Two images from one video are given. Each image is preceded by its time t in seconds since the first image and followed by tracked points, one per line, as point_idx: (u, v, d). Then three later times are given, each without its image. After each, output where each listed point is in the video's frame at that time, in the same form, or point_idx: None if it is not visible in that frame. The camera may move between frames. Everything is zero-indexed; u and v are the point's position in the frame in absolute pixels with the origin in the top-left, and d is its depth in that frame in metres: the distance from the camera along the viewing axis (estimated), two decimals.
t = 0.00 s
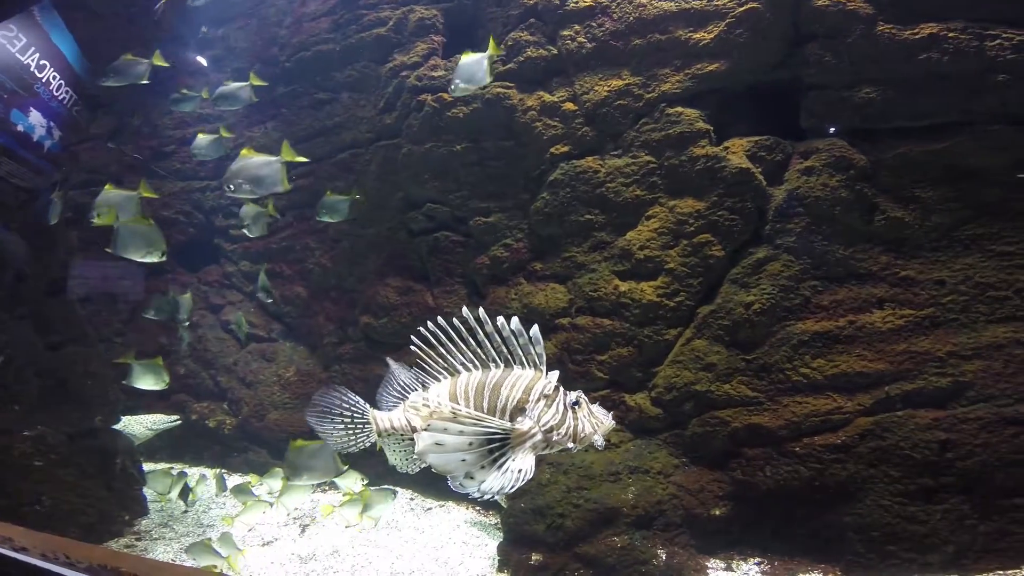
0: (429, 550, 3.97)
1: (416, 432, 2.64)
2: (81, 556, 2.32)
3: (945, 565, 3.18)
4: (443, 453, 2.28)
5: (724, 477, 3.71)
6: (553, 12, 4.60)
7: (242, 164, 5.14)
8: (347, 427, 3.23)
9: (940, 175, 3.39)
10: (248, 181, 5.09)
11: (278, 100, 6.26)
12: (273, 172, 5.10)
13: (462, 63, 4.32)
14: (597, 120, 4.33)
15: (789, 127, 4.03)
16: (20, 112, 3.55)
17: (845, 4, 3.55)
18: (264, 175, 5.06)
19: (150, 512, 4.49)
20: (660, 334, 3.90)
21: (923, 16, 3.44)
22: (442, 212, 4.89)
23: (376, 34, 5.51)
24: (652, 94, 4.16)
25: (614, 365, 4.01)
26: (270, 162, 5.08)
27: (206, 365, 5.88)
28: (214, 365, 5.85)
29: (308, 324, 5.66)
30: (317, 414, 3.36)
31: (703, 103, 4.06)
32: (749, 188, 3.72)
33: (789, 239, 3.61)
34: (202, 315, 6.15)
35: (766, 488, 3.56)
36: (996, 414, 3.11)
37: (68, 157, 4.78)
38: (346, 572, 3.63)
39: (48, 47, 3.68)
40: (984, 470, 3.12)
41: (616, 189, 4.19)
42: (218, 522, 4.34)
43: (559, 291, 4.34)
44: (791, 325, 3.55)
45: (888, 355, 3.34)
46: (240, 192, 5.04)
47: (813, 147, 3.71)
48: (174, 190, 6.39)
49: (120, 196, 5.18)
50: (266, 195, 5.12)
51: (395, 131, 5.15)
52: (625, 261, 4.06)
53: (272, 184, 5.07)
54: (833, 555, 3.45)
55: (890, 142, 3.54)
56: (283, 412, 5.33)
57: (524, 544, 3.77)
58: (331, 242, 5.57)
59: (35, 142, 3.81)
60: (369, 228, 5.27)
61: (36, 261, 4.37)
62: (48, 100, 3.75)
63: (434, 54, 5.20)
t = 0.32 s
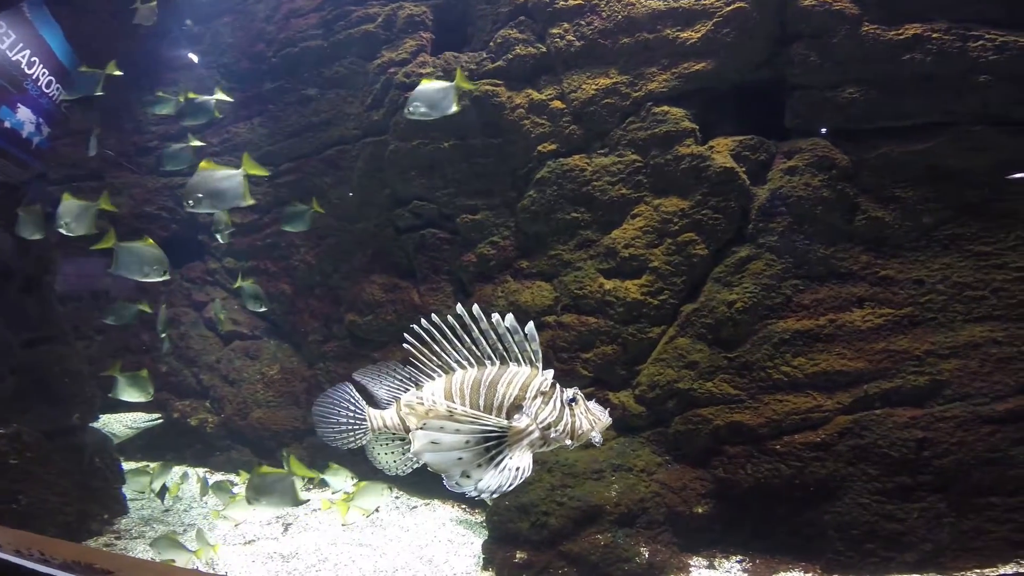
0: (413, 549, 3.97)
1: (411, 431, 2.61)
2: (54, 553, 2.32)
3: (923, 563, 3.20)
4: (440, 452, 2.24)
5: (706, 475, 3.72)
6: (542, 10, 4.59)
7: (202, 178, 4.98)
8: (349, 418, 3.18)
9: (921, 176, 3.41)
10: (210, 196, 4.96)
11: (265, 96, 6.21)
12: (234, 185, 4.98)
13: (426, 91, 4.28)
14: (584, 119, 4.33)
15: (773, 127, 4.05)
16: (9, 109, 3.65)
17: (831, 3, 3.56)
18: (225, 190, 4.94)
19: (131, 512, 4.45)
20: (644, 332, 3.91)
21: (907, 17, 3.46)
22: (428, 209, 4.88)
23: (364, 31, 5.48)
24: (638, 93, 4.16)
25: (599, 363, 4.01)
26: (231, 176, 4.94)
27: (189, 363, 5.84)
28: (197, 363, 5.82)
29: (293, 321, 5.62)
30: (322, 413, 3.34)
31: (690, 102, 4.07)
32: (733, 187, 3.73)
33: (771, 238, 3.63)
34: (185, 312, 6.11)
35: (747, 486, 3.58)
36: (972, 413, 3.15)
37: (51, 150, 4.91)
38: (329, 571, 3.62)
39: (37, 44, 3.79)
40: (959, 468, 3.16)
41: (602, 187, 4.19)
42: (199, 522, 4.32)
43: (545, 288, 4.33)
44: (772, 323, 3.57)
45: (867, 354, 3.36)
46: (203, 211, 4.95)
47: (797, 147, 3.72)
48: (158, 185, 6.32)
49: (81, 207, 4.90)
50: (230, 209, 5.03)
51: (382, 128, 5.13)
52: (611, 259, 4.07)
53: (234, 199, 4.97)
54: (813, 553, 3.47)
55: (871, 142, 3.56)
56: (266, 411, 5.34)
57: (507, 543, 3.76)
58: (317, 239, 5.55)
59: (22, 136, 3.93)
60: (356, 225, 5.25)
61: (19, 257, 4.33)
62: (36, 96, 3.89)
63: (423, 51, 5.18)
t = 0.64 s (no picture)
0: (399, 549, 3.96)
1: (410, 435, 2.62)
2: (34, 552, 2.33)
3: (905, 564, 3.22)
4: (439, 454, 2.22)
5: (692, 475, 3.73)
6: (534, 10, 4.59)
7: (163, 195, 4.89)
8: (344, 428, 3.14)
9: (907, 178, 3.42)
10: (171, 215, 4.88)
11: (255, 94, 6.17)
12: (197, 204, 4.96)
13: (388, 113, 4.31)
14: (574, 119, 4.34)
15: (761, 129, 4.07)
16: None
17: (820, 6, 3.59)
18: (189, 209, 4.90)
19: (116, 511, 4.41)
20: (631, 333, 3.92)
21: (896, 19, 3.46)
22: (418, 209, 4.88)
23: (356, 29, 5.46)
24: (629, 94, 4.17)
25: (587, 363, 4.01)
26: (195, 194, 4.91)
27: (175, 362, 5.82)
28: (183, 362, 5.79)
29: (281, 319, 5.59)
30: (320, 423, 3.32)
31: (679, 103, 4.08)
32: (720, 189, 3.74)
33: (758, 240, 3.64)
34: (172, 310, 6.06)
35: (732, 487, 3.59)
36: (953, 414, 3.18)
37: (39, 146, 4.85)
38: (314, 572, 3.60)
39: (29, 41, 3.79)
40: (941, 469, 3.18)
41: (592, 188, 4.20)
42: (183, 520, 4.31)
43: (534, 289, 4.32)
44: (758, 324, 3.58)
45: (850, 355, 3.38)
46: (164, 228, 4.86)
47: (784, 149, 3.74)
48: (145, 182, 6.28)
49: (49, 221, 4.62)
50: (191, 228, 5.00)
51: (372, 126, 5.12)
52: (599, 260, 4.07)
53: (199, 217, 4.96)
54: (797, 554, 3.48)
55: (857, 145, 3.59)
56: (252, 410, 5.35)
57: (495, 543, 3.75)
58: (306, 238, 5.53)
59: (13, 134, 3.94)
60: (345, 224, 5.24)
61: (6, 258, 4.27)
62: (29, 94, 3.89)
63: (415, 50, 5.16)
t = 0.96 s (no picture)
0: (385, 548, 3.96)
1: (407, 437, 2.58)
2: (12, 548, 2.34)
3: (883, 565, 3.25)
4: (436, 457, 2.21)
5: (676, 476, 3.75)
6: (527, 11, 4.60)
7: (123, 217, 4.98)
8: (332, 432, 3.06)
9: (890, 182, 3.45)
10: (130, 237, 4.96)
11: (245, 91, 6.10)
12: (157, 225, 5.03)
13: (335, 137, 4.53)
14: (565, 120, 4.35)
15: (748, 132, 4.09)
16: None
17: (809, 9, 3.58)
18: (148, 230, 4.97)
19: (98, 509, 4.40)
20: (617, 334, 3.93)
21: (883, 23, 3.48)
22: (407, 208, 4.88)
23: (348, 28, 5.45)
24: (618, 96, 4.19)
25: (573, 364, 4.02)
26: (154, 216, 4.98)
27: (159, 360, 5.78)
28: (167, 360, 5.76)
29: (268, 318, 5.57)
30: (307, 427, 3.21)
31: (668, 106, 4.10)
32: (706, 191, 3.77)
33: (743, 242, 3.66)
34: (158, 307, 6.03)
35: (715, 487, 3.61)
36: (931, 416, 3.22)
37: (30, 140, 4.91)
38: (297, 571, 3.60)
39: (21, 37, 3.93)
40: (919, 470, 3.22)
41: (580, 189, 4.21)
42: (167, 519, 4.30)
43: (522, 289, 4.32)
44: (741, 326, 3.61)
45: (832, 357, 3.41)
46: (123, 250, 4.92)
47: (770, 152, 3.76)
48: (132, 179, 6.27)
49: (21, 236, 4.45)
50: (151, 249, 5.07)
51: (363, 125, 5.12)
52: (587, 261, 4.09)
53: (158, 238, 5.02)
54: (778, 554, 3.51)
55: (841, 148, 3.62)
56: (238, 409, 5.35)
57: (479, 542, 3.77)
58: (294, 236, 5.52)
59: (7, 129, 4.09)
60: (335, 222, 5.24)
61: None
62: (21, 90, 4.04)
63: (407, 49, 5.16)
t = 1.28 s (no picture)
0: (370, 548, 3.96)
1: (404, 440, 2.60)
2: None
3: (863, 564, 3.28)
4: (434, 461, 2.18)
5: (659, 475, 3.77)
6: (517, 12, 4.61)
7: (79, 242, 4.70)
8: (332, 433, 3.09)
9: (870, 184, 3.49)
10: (88, 261, 4.69)
11: (232, 90, 6.05)
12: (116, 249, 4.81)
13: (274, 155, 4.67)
14: (553, 121, 4.37)
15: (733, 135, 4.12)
16: None
17: (794, 12, 3.61)
18: (106, 254, 4.73)
19: (81, 509, 4.40)
20: (602, 334, 3.95)
21: (865, 26, 3.52)
22: (395, 207, 4.88)
23: (338, 27, 5.45)
24: (606, 97, 4.22)
25: (559, 364, 4.02)
26: (114, 239, 4.75)
27: (144, 359, 5.76)
28: (151, 359, 5.74)
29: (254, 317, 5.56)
30: (301, 429, 3.21)
31: (654, 107, 4.12)
32: (690, 193, 3.80)
33: (726, 244, 3.69)
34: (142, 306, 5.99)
35: (698, 486, 3.64)
36: (908, 416, 3.26)
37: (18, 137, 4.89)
38: (280, 570, 3.61)
39: (9, 35, 3.92)
40: (896, 470, 3.26)
41: (567, 189, 4.23)
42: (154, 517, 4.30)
43: (510, 289, 4.33)
44: (724, 326, 3.64)
45: (812, 357, 3.45)
46: (82, 275, 4.67)
47: (753, 154, 3.79)
48: (117, 177, 6.23)
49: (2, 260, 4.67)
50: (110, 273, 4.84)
51: (351, 125, 5.12)
52: (573, 261, 4.10)
53: (118, 263, 4.80)
54: (760, 554, 3.53)
55: (823, 151, 3.65)
56: (224, 409, 5.35)
57: (465, 541, 3.78)
58: (281, 235, 5.51)
59: None
60: (322, 222, 5.24)
61: None
62: (9, 88, 4.03)
63: (396, 49, 5.16)
